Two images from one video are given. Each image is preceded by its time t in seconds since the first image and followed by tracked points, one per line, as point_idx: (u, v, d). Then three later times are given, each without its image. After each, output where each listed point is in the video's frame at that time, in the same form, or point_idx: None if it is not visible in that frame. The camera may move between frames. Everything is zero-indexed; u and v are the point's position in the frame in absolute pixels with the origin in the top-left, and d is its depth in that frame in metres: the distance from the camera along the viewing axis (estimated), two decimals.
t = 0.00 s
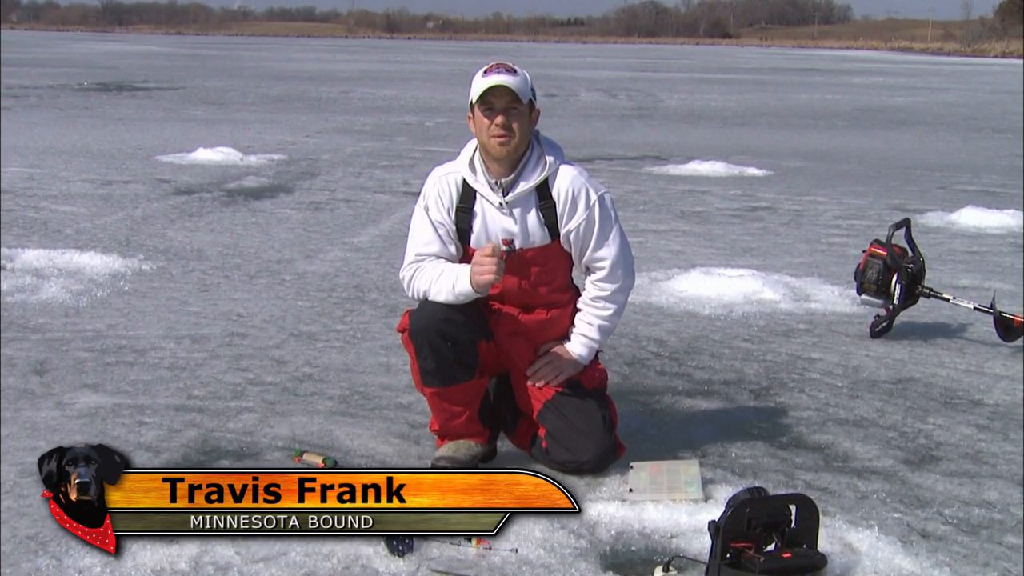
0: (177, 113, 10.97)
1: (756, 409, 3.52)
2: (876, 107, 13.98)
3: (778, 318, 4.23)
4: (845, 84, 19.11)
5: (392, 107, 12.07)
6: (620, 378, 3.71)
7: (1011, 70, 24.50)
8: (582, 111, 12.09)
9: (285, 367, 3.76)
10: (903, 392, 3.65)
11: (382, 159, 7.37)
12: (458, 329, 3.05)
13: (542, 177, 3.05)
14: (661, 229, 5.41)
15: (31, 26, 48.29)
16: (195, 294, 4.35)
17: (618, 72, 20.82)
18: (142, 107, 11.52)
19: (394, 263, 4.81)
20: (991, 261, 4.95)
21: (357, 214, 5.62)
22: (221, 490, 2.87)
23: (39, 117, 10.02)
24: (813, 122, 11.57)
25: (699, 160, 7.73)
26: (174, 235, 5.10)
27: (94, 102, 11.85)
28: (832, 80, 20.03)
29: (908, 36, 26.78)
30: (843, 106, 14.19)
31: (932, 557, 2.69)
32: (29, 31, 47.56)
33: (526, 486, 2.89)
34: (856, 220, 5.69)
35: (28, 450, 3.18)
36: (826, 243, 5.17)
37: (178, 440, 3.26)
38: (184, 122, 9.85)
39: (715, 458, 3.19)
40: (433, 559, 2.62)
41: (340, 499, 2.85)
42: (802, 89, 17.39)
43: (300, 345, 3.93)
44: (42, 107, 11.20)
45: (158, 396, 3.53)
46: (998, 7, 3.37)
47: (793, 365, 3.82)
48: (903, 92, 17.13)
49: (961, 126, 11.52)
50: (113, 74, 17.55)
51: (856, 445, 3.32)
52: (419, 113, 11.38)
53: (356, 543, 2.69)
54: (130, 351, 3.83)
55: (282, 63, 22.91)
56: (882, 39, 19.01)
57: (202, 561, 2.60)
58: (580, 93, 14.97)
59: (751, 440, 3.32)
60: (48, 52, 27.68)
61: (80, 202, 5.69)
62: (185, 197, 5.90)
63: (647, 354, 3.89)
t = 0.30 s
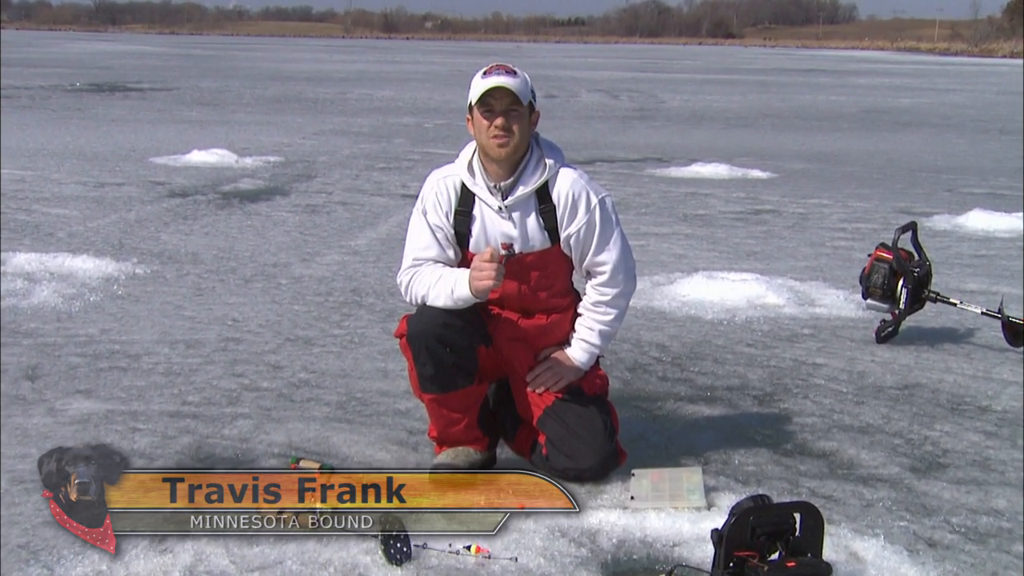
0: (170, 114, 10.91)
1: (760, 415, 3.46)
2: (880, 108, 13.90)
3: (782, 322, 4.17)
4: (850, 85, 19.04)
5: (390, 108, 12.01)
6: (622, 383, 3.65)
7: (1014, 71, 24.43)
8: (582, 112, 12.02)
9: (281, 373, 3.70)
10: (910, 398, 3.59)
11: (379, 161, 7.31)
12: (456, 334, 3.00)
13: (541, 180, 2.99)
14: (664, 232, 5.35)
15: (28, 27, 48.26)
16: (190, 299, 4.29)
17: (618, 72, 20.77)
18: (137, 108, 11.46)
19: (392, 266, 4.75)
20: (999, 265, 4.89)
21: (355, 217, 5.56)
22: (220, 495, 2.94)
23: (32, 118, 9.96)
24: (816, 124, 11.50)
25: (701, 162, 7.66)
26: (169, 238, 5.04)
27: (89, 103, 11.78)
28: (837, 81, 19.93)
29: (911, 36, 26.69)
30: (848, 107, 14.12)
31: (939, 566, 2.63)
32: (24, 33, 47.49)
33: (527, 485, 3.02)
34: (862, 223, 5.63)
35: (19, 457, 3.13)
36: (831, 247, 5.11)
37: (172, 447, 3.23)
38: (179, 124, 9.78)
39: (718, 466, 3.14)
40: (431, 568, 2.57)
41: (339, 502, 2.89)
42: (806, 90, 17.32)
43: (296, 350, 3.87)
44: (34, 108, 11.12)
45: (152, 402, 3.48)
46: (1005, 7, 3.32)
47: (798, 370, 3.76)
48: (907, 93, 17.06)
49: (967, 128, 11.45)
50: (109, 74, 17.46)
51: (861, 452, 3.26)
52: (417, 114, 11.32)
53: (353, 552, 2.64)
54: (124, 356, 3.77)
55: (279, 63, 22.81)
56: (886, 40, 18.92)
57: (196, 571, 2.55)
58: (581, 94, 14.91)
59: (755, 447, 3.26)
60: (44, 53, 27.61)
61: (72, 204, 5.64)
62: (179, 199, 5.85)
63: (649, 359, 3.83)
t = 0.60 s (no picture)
0: (164, 112, 10.84)
1: (764, 419, 3.40)
2: (884, 106, 13.82)
3: (787, 324, 4.10)
4: (856, 83, 18.95)
5: (388, 107, 11.95)
6: (624, 386, 3.59)
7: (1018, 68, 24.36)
8: (582, 110, 11.95)
9: (277, 376, 3.64)
10: (916, 402, 3.53)
11: (377, 160, 7.24)
12: (455, 336, 2.93)
13: (541, 180, 2.93)
14: (666, 233, 5.30)
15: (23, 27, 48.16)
16: (184, 300, 4.23)
17: (619, 70, 20.71)
18: (132, 106, 11.39)
19: (390, 267, 4.69)
20: (1006, 266, 4.83)
21: (352, 217, 5.50)
22: (216, 502, 2.90)
23: (23, 116, 9.88)
24: (820, 122, 11.43)
25: (704, 161, 7.61)
26: (162, 239, 4.98)
27: (84, 101, 11.72)
28: (841, 79, 19.84)
29: (915, 33, 26.59)
30: (853, 105, 14.06)
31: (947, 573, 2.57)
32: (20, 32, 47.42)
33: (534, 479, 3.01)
34: (868, 223, 5.57)
35: (9, 462, 3.08)
36: (836, 248, 5.05)
37: (166, 451, 3.18)
38: (174, 122, 9.72)
39: (721, 470, 3.08)
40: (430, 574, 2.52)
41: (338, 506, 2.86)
42: (810, 88, 17.26)
43: (293, 352, 3.81)
44: (25, 106, 11.06)
45: (146, 406, 3.42)
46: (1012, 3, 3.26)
47: (802, 373, 3.70)
48: (913, 90, 16.98)
49: (975, 126, 11.38)
50: (105, 71, 17.39)
51: (867, 456, 3.20)
52: (415, 112, 11.26)
53: (351, 558, 2.58)
54: (116, 359, 3.71)
55: (277, 60, 22.73)
56: (890, 38, 18.83)
57: None
58: (582, 92, 14.83)
59: (759, 451, 3.21)
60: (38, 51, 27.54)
61: (64, 204, 5.58)
62: (173, 199, 5.79)
63: (650, 361, 3.77)
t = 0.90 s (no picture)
0: (158, 111, 10.78)
1: (768, 423, 3.34)
2: (888, 105, 13.75)
3: (791, 326, 4.04)
4: (862, 82, 18.85)
5: (387, 106, 11.87)
6: (625, 390, 3.53)
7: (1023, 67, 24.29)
8: (583, 109, 11.88)
9: (272, 379, 3.58)
10: (923, 405, 3.47)
11: (374, 160, 7.18)
12: (453, 339, 2.87)
13: (542, 180, 2.88)
14: (669, 233, 5.23)
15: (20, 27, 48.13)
16: (177, 302, 4.17)
17: (621, 68, 20.63)
18: (128, 105, 11.33)
19: (387, 268, 4.62)
20: (1016, 267, 4.77)
21: (349, 218, 5.44)
22: (209, 507, 2.84)
23: (15, 114, 9.82)
24: (823, 121, 11.36)
25: (708, 161, 7.54)
26: (155, 239, 4.92)
27: (79, 100, 11.66)
28: (846, 76, 19.74)
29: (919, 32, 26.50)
30: (858, 103, 13.98)
31: None
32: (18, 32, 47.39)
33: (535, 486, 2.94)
34: (875, 224, 5.51)
35: None
36: (842, 249, 4.99)
37: (159, 455, 3.12)
38: (168, 121, 9.65)
39: (724, 475, 3.02)
40: None
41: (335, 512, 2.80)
42: (816, 86, 17.18)
43: (288, 355, 3.75)
44: (16, 104, 10.99)
45: (138, 409, 3.36)
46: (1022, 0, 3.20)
47: (807, 376, 3.64)
48: (918, 88, 16.91)
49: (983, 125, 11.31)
50: (102, 69, 17.32)
51: (873, 461, 3.14)
52: (413, 111, 11.19)
53: (348, 565, 2.52)
54: (108, 362, 3.65)
55: (274, 58, 22.64)
56: (894, 36, 18.74)
57: None
58: (583, 90, 14.76)
59: (763, 455, 3.14)
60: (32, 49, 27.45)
61: (56, 204, 5.52)
62: (167, 199, 5.73)
63: (652, 364, 3.71)
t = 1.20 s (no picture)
0: (152, 108, 10.72)
1: (773, 427, 3.27)
2: (894, 102, 13.67)
3: (796, 329, 3.97)
4: (868, 78, 18.75)
5: (385, 103, 11.81)
6: (627, 393, 3.46)
7: None
8: (584, 107, 11.81)
9: (267, 383, 3.51)
10: (931, 410, 3.40)
11: (372, 159, 7.11)
12: (452, 341, 2.80)
13: (542, 180, 2.81)
14: (671, 234, 5.17)
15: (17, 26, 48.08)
16: (170, 304, 4.10)
17: (624, 66, 20.54)
18: (123, 102, 11.26)
19: (385, 270, 4.56)
20: None
21: (345, 218, 5.37)
22: (202, 514, 2.77)
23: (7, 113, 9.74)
24: (828, 119, 11.28)
25: (711, 160, 7.47)
26: (148, 240, 4.85)
27: (74, 97, 11.59)
28: (852, 74, 19.63)
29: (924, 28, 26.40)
30: (865, 101, 13.90)
31: None
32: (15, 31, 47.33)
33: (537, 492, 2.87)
34: (882, 224, 5.44)
35: None
36: (848, 250, 4.92)
37: (152, 461, 3.05)
38: (161, 119, 9.58)
39: (728, 480, 2.95)
40: None
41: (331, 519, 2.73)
42: (821, 83, 17.09)
43: (283, 358, 3.68)
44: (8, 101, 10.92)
45: (130, 414, 3.29)
46: None
47: (813, 380, 3.57)
48: (923, 86, 16.83)
49: (991, 124, 11.23)
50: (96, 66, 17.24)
51: (880, 466, 3.08)
52: (411, 109, 11.11)
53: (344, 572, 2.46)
54: (100, 365, 3.58)
55: (271, 55, 22.55)
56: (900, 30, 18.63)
57: None
58: (584, 87, 14.68)
59: (767, 460, 3.08)
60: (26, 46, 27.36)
61: (47, 204, 5.45)
62: (159, 199, 5.66)
63: (654, 368, 3.64)
